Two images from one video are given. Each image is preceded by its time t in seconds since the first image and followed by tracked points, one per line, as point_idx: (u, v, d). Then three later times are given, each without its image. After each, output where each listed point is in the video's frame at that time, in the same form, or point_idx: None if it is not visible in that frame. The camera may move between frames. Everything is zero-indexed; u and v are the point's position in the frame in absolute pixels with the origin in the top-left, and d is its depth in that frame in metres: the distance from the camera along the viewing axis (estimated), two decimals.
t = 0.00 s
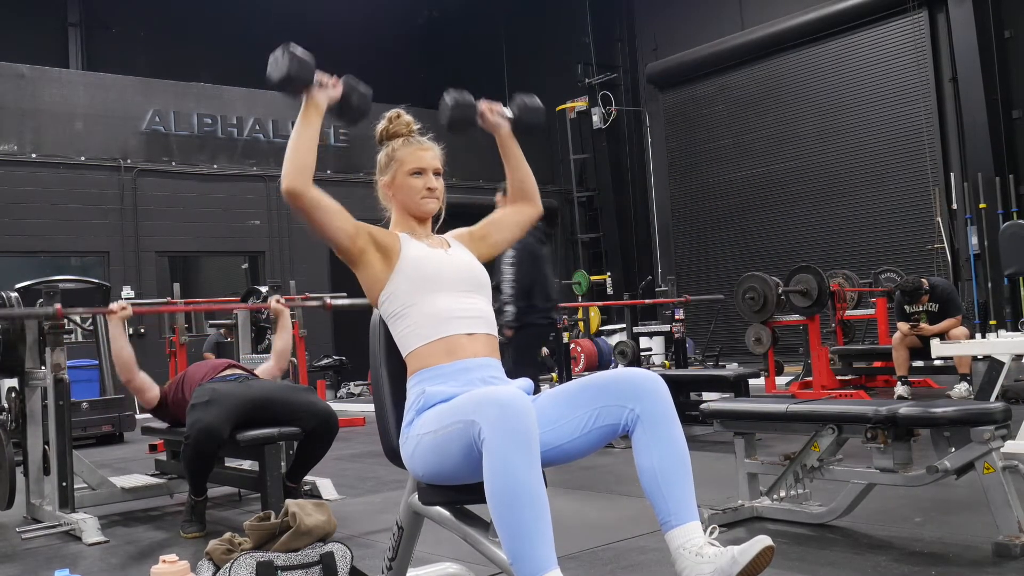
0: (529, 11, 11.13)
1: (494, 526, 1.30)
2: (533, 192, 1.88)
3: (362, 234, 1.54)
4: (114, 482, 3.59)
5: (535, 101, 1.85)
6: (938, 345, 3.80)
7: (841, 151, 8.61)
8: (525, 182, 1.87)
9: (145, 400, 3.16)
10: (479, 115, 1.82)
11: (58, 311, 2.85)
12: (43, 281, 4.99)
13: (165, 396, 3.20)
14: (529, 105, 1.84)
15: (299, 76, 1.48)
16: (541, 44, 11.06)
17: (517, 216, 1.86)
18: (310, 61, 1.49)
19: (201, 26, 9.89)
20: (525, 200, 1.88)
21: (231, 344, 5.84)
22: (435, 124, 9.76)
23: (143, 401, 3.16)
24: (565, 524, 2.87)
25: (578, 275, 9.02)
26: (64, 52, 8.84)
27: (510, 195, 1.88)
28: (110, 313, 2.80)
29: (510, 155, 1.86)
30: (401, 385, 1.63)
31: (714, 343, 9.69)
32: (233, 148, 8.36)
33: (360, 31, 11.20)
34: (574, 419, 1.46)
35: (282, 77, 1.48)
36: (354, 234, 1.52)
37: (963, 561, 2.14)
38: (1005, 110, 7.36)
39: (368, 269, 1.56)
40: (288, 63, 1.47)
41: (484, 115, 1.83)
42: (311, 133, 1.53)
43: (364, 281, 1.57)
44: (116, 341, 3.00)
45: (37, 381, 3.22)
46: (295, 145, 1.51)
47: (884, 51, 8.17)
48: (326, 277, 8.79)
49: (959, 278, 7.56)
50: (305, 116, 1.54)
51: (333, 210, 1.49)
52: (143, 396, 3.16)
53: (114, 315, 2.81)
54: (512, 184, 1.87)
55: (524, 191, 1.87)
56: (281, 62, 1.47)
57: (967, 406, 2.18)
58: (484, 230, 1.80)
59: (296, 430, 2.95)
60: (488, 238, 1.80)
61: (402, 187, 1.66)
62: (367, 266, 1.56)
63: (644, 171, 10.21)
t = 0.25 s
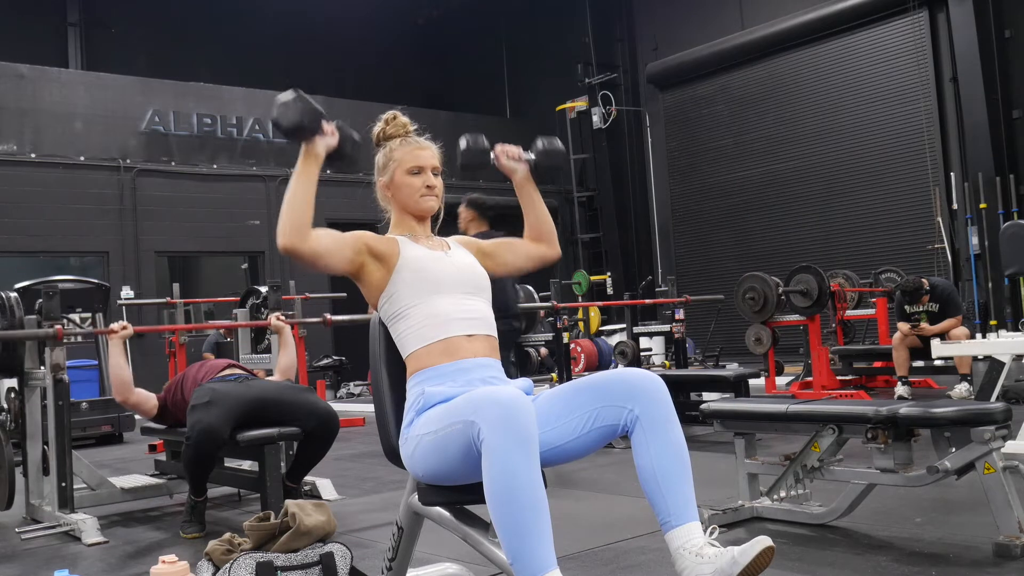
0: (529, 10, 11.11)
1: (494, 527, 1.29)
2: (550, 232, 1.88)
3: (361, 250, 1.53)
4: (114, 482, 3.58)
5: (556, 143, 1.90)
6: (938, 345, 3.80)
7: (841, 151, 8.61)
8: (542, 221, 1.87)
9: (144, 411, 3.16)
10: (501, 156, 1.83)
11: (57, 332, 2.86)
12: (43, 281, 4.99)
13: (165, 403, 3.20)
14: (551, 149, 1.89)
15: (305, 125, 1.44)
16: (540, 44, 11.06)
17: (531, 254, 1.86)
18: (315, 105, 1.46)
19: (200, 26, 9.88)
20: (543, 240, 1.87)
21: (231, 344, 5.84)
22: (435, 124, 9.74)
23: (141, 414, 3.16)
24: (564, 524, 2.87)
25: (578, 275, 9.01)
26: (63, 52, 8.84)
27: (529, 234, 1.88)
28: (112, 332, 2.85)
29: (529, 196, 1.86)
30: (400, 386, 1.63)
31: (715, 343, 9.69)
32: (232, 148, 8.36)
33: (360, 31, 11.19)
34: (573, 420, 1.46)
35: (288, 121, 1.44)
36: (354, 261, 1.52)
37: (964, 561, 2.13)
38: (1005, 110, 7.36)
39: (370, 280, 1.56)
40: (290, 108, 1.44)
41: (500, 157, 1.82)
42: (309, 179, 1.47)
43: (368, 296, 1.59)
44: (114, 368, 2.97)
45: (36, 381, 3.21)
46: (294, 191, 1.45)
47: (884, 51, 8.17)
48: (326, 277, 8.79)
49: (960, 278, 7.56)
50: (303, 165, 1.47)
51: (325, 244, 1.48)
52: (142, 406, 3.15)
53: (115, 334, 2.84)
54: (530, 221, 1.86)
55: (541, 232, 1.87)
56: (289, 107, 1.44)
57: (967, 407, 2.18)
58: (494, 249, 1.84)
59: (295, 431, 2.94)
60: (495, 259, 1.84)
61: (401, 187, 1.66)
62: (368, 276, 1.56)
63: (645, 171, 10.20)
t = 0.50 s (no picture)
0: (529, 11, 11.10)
1: (494, 527, 1.29)
2: (558, 258, 1.86)
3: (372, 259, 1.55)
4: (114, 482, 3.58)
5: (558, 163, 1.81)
6: (938, 345, 3.80)
7: (841, 151, 8.61)
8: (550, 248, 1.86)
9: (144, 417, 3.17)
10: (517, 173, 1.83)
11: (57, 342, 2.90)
12: (43, 281, 4.99)
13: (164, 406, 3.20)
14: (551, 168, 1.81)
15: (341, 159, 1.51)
16: (538, 46, 11.07)
17: (536, 276, 1.85)
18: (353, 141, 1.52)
19: (200, 25, 9.88)
20: (550, 265, 1.86)
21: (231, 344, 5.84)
22: (435, 124, 9.73)
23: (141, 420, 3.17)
24: (564, 524, 2.87)
25: (578, 275, 8.99)
26: (64, 52, 8.84)
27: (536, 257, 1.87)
28: (111, 343, 2.87)
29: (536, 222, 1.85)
30: (400, 387, 1.63)
31: (715, 343, 9.69)
32: (233, 148, 8.36)
33: (360, 31, 11.18)
34: (573, 420, 1.45)
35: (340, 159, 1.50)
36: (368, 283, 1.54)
37: (963, 561, 2.13)
38: (1005, 110, 7.36)
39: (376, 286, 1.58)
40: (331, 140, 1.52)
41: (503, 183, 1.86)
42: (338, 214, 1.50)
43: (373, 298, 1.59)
44: (114, 378, 2.98)
45: (36, 381, 3.21)
46: (323, 227, 1.46)
47: (884, 51, 8.17)
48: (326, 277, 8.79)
49: (960, 278, 7.56)
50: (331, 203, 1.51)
51: (353, 268, 1.50)
52: (142, 412, 3.15)
53: (114, 345, 2.87)
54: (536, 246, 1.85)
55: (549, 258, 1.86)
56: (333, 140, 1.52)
57: (967, 407, 2.18)
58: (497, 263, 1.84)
59: (295, 431, 2.94)
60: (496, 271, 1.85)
61: (400, 183, 1.65)
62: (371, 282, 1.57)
63: (645, 171, 10.19)
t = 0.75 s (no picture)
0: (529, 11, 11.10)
1: (495, 527, 1.29)
2: (552, 268, 1.83)
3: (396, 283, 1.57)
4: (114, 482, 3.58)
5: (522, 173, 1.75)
6: (938, 345, 3.80)
7: (841, 151, 8.61)
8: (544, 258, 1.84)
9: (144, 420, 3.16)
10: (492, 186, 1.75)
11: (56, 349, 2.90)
12: (43, 281, 4.99)
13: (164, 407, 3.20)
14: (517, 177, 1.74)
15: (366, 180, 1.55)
16: (538, 46, 11.07)
17: (526, 284, 1.83)
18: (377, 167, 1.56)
19: (200, 25, 9.88)
20: (542, 276, 1.83)
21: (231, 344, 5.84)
22: (435, 124, 9.73)
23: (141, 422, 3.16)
24: (564, 524, 2.87)
25: (578, 275, 9.00)
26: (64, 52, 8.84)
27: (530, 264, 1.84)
28: (111, 350, 2.86)
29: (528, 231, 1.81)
30: (400, 388, 1.63)
31: (715, 343, 9.70)
32: (232, 148, 8.36)
33: (360, 31, 11.19)
34: (572, 421, 1.45)
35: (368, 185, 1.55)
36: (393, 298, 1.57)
37: (963, 561, 2.13)
38: (1005, 110, 7.36)
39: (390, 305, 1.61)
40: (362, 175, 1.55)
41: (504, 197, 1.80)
42: (375, 227, 1.54)
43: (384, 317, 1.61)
44: (114, 384, 2.97)
45: (36, 381, 3.21)
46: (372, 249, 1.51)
47: (884, 51, 8.17)
48: (326, 277, 8.79)
49: (960, 278, 7.56)
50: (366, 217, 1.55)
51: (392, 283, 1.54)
52: (143, 414, 3.15)
53: (114, 350, 2.86)
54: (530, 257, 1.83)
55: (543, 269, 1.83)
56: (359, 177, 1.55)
57: (967, 407, 2.18)
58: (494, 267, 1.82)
59: (295, 431, 2.94)
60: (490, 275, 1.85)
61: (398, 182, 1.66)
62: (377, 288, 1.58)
63: (645, 171, 10.19)
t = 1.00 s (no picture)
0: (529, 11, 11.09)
1: (495, 527, 1.29)
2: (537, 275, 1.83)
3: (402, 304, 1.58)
4: (114, 482, 3.58)
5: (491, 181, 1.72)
6: (938, 345, 3.80)
7: (841, 151, 8.61)
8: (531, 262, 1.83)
9: (145, 423, 3.16)
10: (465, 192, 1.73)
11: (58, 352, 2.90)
12: (43, 281, 5.00)
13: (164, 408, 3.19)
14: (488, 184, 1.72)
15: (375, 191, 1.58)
16: (538, 47, 11.07)
17: (510, 287, 1.83)
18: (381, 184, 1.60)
19: (200, 26, 9.88)
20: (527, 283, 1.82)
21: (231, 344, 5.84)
22: (435, 124, 9.73)
23: (142, 426, 3.16)
24: (564, 524, 2.87)
25: (578, 275, 9.00)
26: (63, 52, 8.84)
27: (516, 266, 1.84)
28: (111, 354, 2.85)
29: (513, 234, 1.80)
30: (400, 388, 1.63)
31: (715, 343, 9.70)
32: (233, 148, 8.36)
33: (360, 31, 11.20)
34: (572, 421, 1.45)
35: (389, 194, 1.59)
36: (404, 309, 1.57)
37: (963, 561, 2.13)
38: (1005, 110, 7.36)
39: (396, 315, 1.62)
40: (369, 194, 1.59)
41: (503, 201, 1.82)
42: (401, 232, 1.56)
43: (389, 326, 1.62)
44: (114, 387, 2.96)
45: (36, 381, 3.21)
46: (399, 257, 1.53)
47: (884, 51, 8.17)
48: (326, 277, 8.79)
49: (959, 278, 7.56)
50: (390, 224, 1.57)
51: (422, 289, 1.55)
52: (143, 415, 3.14)
53: (114, 355, 2.85)
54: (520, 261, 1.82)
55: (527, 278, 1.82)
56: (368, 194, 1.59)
57: (967, 407, 2.18)
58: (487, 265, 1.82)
59: (295, 431, 2.94)
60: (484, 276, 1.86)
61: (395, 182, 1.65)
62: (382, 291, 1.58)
63: (645, 171, 10.20)
